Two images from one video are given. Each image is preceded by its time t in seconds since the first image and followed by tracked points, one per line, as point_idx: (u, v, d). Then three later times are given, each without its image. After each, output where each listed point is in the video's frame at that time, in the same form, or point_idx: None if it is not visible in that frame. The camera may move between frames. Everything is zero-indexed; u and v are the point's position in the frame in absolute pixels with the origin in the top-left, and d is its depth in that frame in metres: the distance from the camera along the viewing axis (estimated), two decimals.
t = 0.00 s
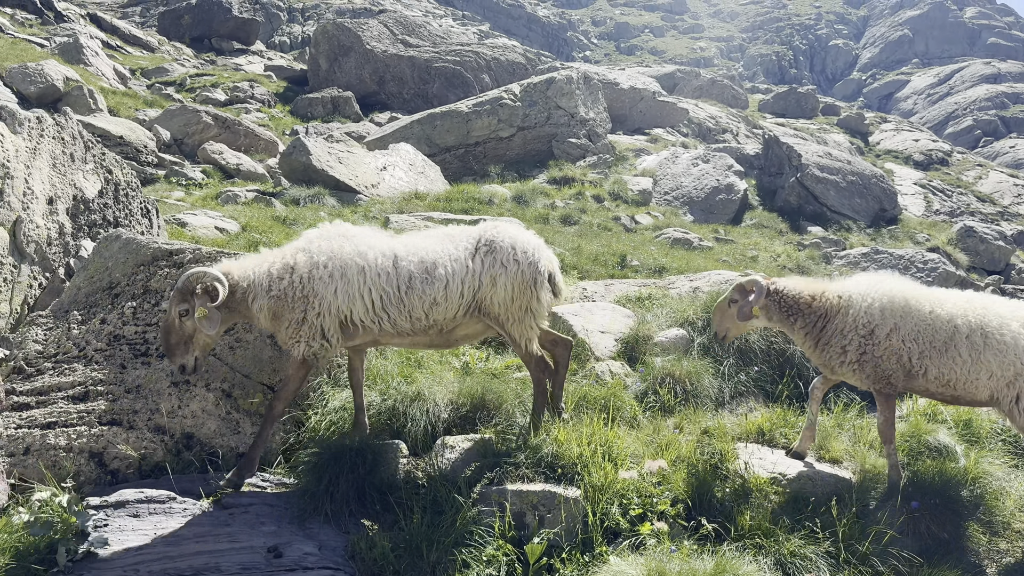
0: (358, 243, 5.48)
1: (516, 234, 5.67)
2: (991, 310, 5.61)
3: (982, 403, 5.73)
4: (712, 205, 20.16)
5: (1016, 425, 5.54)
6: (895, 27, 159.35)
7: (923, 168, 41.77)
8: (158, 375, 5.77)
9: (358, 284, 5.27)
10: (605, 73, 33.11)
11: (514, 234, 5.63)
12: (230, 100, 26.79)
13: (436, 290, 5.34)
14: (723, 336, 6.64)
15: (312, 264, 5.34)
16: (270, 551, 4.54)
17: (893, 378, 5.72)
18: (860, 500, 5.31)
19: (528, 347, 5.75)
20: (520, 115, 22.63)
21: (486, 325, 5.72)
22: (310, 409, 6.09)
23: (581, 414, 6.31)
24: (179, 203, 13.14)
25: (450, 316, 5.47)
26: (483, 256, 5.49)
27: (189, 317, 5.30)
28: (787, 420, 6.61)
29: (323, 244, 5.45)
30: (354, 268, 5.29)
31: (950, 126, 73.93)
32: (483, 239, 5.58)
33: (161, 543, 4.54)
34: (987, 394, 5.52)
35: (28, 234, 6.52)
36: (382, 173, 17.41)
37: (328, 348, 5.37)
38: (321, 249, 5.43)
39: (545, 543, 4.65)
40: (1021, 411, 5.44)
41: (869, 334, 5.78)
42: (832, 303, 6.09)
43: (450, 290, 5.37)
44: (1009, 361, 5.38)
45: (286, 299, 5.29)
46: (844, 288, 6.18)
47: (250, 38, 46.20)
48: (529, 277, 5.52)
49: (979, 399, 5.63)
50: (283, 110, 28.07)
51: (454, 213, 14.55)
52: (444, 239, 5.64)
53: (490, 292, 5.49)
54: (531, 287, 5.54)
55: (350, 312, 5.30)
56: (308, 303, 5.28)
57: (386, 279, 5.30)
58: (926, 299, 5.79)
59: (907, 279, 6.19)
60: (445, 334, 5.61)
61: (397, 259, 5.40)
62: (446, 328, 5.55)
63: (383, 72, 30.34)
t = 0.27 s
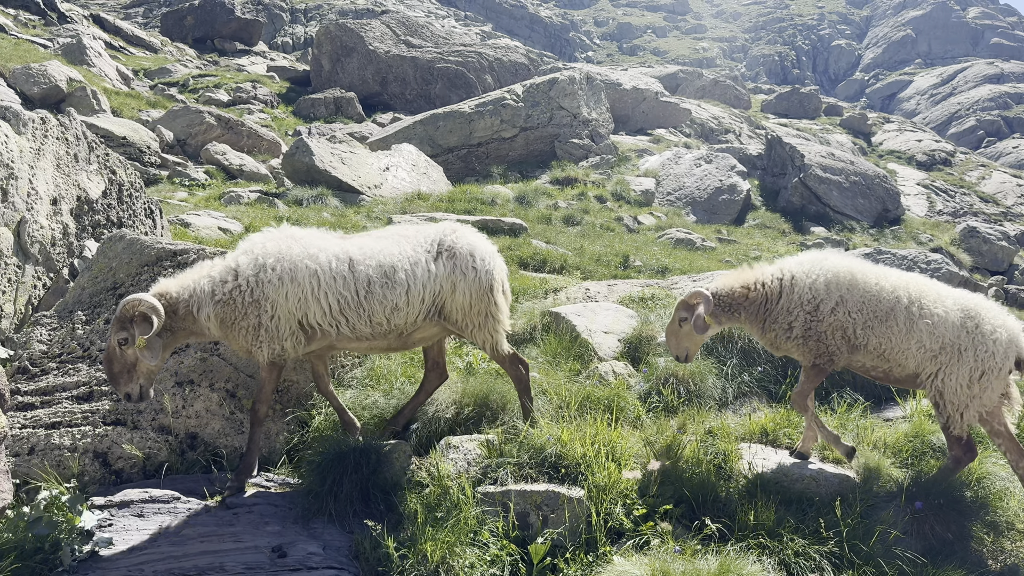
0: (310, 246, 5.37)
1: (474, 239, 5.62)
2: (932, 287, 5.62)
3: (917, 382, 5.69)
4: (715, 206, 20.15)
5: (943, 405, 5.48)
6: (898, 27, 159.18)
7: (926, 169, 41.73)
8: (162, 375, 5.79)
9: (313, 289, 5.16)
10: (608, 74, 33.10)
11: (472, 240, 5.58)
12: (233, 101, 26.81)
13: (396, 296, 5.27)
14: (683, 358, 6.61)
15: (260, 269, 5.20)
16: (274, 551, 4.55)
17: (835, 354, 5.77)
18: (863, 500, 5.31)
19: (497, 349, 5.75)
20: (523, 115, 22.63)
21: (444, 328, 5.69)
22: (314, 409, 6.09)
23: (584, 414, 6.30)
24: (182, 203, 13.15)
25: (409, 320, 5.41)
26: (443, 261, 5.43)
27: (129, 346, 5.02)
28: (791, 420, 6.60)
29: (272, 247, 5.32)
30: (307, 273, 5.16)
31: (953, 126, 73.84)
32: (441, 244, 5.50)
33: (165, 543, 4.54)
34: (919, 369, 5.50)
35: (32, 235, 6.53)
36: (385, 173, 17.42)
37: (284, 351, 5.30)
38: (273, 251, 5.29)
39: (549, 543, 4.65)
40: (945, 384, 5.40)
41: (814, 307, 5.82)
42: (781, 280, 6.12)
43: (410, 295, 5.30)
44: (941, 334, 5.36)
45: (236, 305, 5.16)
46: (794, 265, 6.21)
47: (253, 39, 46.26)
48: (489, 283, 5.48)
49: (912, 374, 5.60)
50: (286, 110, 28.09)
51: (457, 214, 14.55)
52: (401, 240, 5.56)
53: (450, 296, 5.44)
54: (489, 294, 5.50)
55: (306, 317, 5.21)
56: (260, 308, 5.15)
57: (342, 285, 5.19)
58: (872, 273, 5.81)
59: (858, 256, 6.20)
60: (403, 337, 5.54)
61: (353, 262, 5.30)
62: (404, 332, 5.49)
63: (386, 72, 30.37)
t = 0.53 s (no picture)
0: (257, 247, 5.32)
1: (421, 241, 5.67)
2: (870, 264, 5.71)
3: (870, 360, 5.77)
4: (716, 205, 20.14)
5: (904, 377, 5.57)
6: (899, 26, 159.07)
7: (927, 168, 41.70)
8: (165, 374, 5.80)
9: (264, 292, 5.11)
10: (609, 73, 33.07)
11: (420, 241, 5.64)
12: (234, 100, 26.81)
13: (348, 302, 5.28)
14: (639, 359, 6.43)
15: (203, 272, 5.08)
16: (276, 549, 4.55)
17: (779, 337, 5.75)
18: (866, 499, 5.31)
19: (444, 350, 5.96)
20: (524, 114, 22.61)
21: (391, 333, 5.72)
22: (316, 408, 6.10)
23: (587, 413, 6.29)
24: (183, 202, 13.17)
25: (361, 325, 5.42)
26: (392, 265, 5.48)
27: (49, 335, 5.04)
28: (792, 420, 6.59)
29: (216, 247, 5.23)
30: (255, 274, 5.12)
31: (954, 125, 73.79)
32: (390, 247, 5.55)
33: (168, 541, 4.55)
34: (873, 346, 5.56)
35: (33, 234, 6.53)
36: (386, 172, 17.41)
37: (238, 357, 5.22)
38: (216, 254, 5.19)
39: (552, 543, 4.66)
40: (902, 357, 5.51)
41: (757, 294, 5.81)
42: (720, 275, 6.13)
43: (362, 299, 5.32)
44: (890, 310, 5.44)
45: (183, 308, 5.06)
46: (729, 259, 6.23)
47: (254, 38, 46.27)
48: (440, 286, 5.55)
49: (866, 353, 5.66)
50: (287, 109, 28.09)
51: (458, 213, 14.55)
52: (346, 246, 5.57)
53: (401, 302, 5.51)
54: (441, 298, 5.56)
55: (256, 321, 5.13)
56: (212, 312, 5.05)
57: (293, 288, 5.18)
58: (807, 257, 5.87)
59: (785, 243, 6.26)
60: (352, 344, 5.55)
61: (301, 267, 5.28)
62: (355, 338, 5.50)
63: (386, 72, 30.38)
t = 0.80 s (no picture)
0: (193, 248, 5.27)
1: (362, 229, 5.60)
2: (810, 255, 5.86)
3: (822, 347, 5.93)
4: (717, 202, 20.12)
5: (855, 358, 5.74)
6: (900, 24, 158.96)
7: (928, 166, 41.68)
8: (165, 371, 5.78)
9: (202, 292, 5.08)
10: (609, 71, 33.05)
11: (361, 230, 5.55)
12: (234, 98, 26.80)
13: (281, 295, 5.23)
14: (599, 378, 6.45)
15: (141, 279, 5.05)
16: (277, 547, 4.55)
17: (735, 334, 5.87)
18: (867, 496, 5.30)
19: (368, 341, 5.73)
20: (524, 112, 22.60)
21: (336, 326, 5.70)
22: (316, 405, 6.09)
23: (587, 411, 6.29)
24: (183, 200, 13.16)
25: (301, 318, 5.40)
26: (328, 253, 5.40)
27: None
28: (793, 417, 6.59)
29: (151, 253, 5.18)
30: (191, 275, 5.08)
31: (955, 123, 73.75)
32: (324, 235, 5.47)
33: (168, 539, 4.55)
34: (823, 334, 5.71)
35: (33, 231, 6.53)
36: (386, 170, 17.40)
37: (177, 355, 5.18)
38: (153, 260, 5.15)
39: (552, 539, 4.65)
40: (855, 341, 5.67)
41: (704, 294, 5.95)
42: (667, 279, 6.26)
43: (297, 291, 5.27)
44: (835, 297, 5.58)
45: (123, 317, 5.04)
46: (674, 263, 6.37)
47: (255, 36, 46.25)
48: (379, 274, 5.46)
49: (817, 340, 5.81)
50: (287, 107, 28.08)
51: (459, 211, 14.54)
52: (283, 237, 5.52)
53: (341, 291, 5.38)
54: (380, 286, 5.48)
55: (197, 321, 5.12)
56: (156, 319, 5.05)
57: (229, 287, 5.13)
58: (748, 254, 6.02)
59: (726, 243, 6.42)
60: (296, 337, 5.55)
61: (236, 262, 5.24)
62: (297, 331, 5.49)
63: (386, 69, 30.37)
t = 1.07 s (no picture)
0: (120, 246, 5.02)
1: (303, 239, 5.35)
2: (731, 243, 6.00)
3: (756, 330, 6.10)
4: (716, 199, 20.10)
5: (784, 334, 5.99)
6: (899, 21, 158.85)
7: (926, 163, 41.70)
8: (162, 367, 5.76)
9: (119, 296, 4.83)
10: (608, 67, 33.00)
11: (302, 241, 5.31)
12: (232, 94, 26.75)
13: (207, 305, 4.98)
14: (525, 354, 6.48)
15: (59, 271, 4.82)
16: (274, 544, 4.54)
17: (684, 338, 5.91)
18: (865, 493, 5.29)
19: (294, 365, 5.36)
20: (523, 109, 22.56)
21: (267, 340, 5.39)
22: (314, 402, 6.08)
23: (586, 407, 6.27)
24: (181, 196, 13.14)
25: (225, 331, 5.11)
26: (266, 265, 5.16)
27: None
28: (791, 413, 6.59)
29: (78, 246, 4.93)
30: (111, 276, 4.83)
31: (953, 120, 73.75)
32: (264, 246, 5.23)
33: (165, 535, 4.54)
34: (755, 318, 5.90)
35: (30, 227, 6.50)
36: (385, 167, 17.38)
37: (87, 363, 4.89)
38: (79, 253, 4.91)
39: (550, 535, 4.64)
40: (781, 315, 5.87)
41: (646, 301, 5.93)
42: (606, 279, 6.18)
43: (224, 303, 5.01)
44: (761, 281, 5.78)
45: (32, 309, 4.79)
46: (606, 264, 6.37)
47: (253, 32, 46.16)
48: (317, 291, 5.20)
49: (750, 325, 5.99)
50: (285, 103, 28.03)
51: (457, 207, 14.53)
52: (218, 246, 5.26)
53: (272, 306, 5.14)
54: (316, 303, 5.21)
55: (115, 325, 4.89)
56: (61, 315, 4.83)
57: (150, 291, 4.88)
58: (678, 252, 6.08)
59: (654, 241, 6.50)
60: (220, 352, 5.25)
61: (164, 266, 4.99)
62: (221, 344, 5.20)
63: (385, 66, 30.33)
